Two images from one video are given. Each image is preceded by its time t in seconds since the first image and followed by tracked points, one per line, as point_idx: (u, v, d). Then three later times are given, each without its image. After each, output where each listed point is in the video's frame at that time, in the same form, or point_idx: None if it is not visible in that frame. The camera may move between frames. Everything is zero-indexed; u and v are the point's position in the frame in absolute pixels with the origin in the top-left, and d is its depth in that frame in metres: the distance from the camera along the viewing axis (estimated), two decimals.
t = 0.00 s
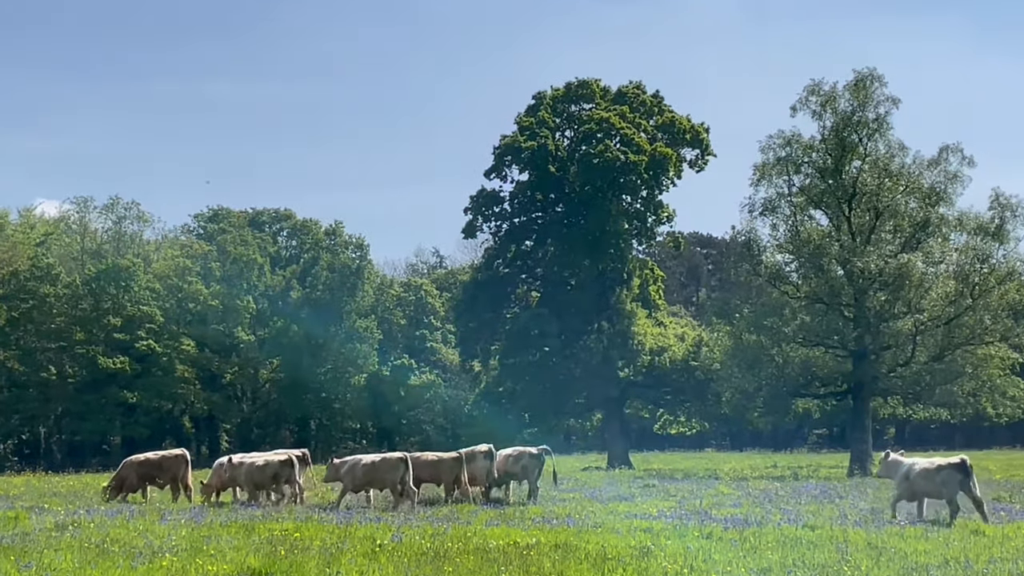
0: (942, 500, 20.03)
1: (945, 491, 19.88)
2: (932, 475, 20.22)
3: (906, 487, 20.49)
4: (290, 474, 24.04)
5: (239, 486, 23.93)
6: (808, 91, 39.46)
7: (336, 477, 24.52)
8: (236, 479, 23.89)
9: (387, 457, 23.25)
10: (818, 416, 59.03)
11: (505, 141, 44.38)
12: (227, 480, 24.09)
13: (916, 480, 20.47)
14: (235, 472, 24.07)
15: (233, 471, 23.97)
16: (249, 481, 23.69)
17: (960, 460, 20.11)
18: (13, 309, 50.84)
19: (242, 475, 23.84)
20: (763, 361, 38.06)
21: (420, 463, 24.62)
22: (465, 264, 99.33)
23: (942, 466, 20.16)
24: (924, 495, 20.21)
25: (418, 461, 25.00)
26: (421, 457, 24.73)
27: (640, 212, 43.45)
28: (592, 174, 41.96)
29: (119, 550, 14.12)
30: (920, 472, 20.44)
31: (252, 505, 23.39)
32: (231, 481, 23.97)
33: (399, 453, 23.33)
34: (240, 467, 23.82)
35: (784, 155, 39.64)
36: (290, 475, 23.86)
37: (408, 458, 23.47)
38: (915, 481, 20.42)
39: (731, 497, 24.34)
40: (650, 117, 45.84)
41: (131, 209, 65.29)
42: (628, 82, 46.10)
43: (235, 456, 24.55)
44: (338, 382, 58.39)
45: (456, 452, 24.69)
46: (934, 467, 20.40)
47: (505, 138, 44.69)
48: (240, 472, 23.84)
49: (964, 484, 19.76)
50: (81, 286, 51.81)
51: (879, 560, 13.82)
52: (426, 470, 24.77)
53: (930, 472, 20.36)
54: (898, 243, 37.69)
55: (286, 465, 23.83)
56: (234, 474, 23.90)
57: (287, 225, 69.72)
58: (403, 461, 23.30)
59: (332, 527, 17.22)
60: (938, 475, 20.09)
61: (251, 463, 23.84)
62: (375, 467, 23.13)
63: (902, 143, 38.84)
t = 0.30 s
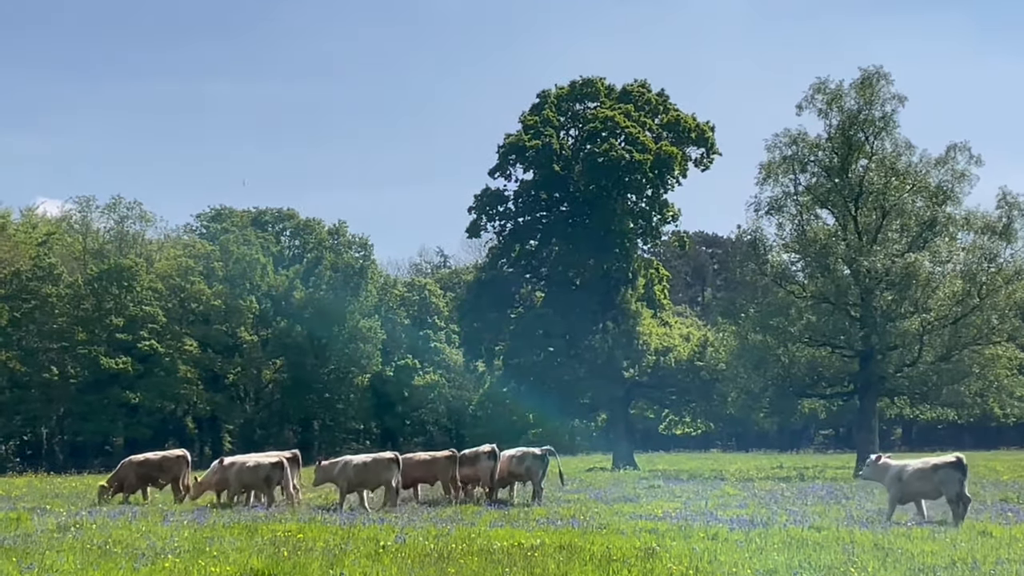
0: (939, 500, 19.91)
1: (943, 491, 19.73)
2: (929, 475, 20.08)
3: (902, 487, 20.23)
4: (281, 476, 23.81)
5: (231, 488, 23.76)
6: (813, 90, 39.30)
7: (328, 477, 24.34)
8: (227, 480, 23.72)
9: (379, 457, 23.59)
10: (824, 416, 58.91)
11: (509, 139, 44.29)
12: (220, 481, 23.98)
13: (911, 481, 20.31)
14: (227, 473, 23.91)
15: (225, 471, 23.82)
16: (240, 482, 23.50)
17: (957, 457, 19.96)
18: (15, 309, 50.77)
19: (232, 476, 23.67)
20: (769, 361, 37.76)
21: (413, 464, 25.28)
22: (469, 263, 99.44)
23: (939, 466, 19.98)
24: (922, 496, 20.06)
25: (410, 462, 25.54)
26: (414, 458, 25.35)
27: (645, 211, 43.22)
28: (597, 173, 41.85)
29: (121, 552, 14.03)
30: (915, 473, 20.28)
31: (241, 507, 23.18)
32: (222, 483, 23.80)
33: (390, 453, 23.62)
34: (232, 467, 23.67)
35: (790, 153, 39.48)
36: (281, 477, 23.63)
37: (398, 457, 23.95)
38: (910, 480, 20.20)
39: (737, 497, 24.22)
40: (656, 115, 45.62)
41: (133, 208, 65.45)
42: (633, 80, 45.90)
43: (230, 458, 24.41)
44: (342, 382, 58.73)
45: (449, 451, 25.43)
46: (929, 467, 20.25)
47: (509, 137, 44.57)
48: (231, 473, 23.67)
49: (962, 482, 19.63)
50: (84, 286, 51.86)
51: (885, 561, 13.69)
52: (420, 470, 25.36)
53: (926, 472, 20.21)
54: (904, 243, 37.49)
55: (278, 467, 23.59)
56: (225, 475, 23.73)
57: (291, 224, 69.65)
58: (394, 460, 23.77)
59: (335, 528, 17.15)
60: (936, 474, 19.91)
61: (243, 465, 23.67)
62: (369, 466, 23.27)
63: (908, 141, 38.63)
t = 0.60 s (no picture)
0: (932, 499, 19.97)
1: (939, 492, 19.77)
2: (923, 476, 20.09)
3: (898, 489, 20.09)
4: (275, 473, 23.98)
5: (221, 489, 23.73)
6: (818, 89, 39.22)
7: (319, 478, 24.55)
8: (218, 482, 23.70)
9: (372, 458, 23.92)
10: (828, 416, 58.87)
11: (513, 138, 44.29)
12: (212, 482, 23.98)
13: (904, 480, 20.31)
14: (217, 474, 23.94)
15: (215, 472, 23.82)
16: (230, 482, 23.50)
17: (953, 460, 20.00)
18: (19, 308, 50.88)
19: (222, 477, 23.67)
20: (774, 360, 37.60)
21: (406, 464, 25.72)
22: (473, 262, 99.47)
23: (935, 467, 20.01)
24: (916, 496, 20.09)
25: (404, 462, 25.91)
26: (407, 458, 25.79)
27: (649, 211, 43.27)
28: (601, 172, 41.79)
29: (124, 552, 14.00)
30: (909, 473, 20.29)
31: (235, 507, 23.24)
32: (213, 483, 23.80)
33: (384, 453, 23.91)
34: (221, 468, 23.67)
35: (794, 152, 39.35)
36: (276, 475, 23.88)
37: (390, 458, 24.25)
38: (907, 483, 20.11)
39: (741, 497, 24.13)
40: (660, 114, 45.54)
41: (137, 207, 65.62)
42: (638, 79, 45.85)
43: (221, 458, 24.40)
44: (346, 382, 58.54)
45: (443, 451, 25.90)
46: (923, 468, 20.26)
47: (514, 136, 44.54)
48: (222, 473, 23.69)
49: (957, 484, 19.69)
50: (88, 286, 51.95)
51: (890, 560, 13.61)
52: (413, 469, 25.77)
53: (920, 473, 20.24)
54: (909, 242, 37.31)
55: (273, 464, 23.84)
56: (215, 476, 23.74)
57: (294, 224, 69.94)
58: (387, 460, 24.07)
59: (339, 528, 17.10)
60: (935, 476, 19.88)
61: (232, 465, 23.69)
62: (362, 466, 23.65)
63: (913, 140, 38.57)
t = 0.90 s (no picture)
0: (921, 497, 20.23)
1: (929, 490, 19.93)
2: (912, 474, 20.25)
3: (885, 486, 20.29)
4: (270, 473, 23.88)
5: (214, 487, 23.79)
6: (821, 87, 39.12)
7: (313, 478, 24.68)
8: (210, 480, 23.75)
9: (364, 456, 24.06)
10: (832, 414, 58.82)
11: (516, 137, 44.27)
12: (202, 481, 23.99)
13: (895, 478, 20.48)
14: (208, 473, 23.93)
15: (206, 471, 23.80)
16: (221, 480, 23.57)
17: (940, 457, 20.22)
18: (22, 307, 50.87)
19: (214, 475, 23.74)
20: (778, 359, 37.43)
21: (401, 463, 25.92)
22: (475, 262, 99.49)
23: (924, 465, 20.12)
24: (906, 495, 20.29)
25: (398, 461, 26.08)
26: (401, 457, 25.95)
27: (652, 209, 43.42)
28: (604, 171, 41.80)
29: (129, 550, 14.01)
30: (899, 471, 20.42)
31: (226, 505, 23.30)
32: (206, 481, 23.88)
33: (374, 451, 24.13)
34: (212, 467, 23.74)
35: (797, 150, 39.32)
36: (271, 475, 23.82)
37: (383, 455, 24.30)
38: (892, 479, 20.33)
39: (745, 496, 24.07)
40: (663, 113, 45.49)
41: (140, 206, 65.73)
42: (641, 78, 45.85)
43: (216, 457, 24.45)
44: (349, 381, 58.79)
45: (435, 448, 25.85)
46: (913, 466, 20.37)
47: (516, 134, 44.54)
48: (213, 472, 23.70)
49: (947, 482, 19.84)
50: (91, 285, 52.06)
51: (894, 560, 13.53)
52: (408, 469, 25.93)
53: (910, 471, 20.39)
54: (913, 240, 37.25)
55: (267, 464, 23.73)
56: (208, 474, 23.80)
57: (297, 222, 70.21)
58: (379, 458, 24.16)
59: (343, 527, 17.11)
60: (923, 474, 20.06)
61: (225, 463, 23.75)
62: (353, 466, 23.88)
63: (916, 138, 38.54)
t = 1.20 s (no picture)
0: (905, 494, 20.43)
1: (915, 487, 20.16)
2: (899, 471, 20.39)
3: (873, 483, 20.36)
4: (259, 469, 24.24)
5: (208, 484, 23.72)
6: (823, 85, 39.08)
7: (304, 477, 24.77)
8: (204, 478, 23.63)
9: (354, 455, 24.11)
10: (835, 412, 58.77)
11: (519, 135, 44.31)
12: (196, 481, 23.82)
13: (882, 475, 20.52)
14: (201, 472, 23.82)
15: (200, 471, 23.68)
16: (218, 478, 23.54)
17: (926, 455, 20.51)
18: (24, 305, 50.58)
19: (209, 474, 23.63)
20: (781, 357, 37.48)
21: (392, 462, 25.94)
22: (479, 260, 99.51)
23: (911, 462, 20.36)
24: (891, 491, 20.41)
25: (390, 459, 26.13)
26: (393, 455, 25.96)
27: (655, 207, 43.41)
28: (607, 169, 41.82)
29: (132, 548, 14.08)
30: (886, 468, 20.47)
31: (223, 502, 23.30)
32: (199, 479, 23.75)
33: (365, 450, 24.25)
34: (207, 466, 23.64)
35: (800, 149, 39.30)
36: (260, 470, 24.15)
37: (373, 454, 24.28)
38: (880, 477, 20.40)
39: (747, 494, 24.12)
40: (666, 111, 45.50)
41: (143, 204, 65.81)
42: (644, 76, 45.84)
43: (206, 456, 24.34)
44: (352, 380, 58.98)
45: (424, 446, 25.93)
46: (900, 463, 20.55)
47: (519, 133, 44.57)
48: (208, 471, 23.60)
49: (931, 479, 20.20)
50: (94, 283, 52.17)
51: (896, 558, 13.56)
52: (399, 467, 25.99)
53: (896, 468, 20.55)
54: (915, 238, 37.32)
55: (257, 460, 24.05)
56: (202, 472, 23.70)
57: (300, 220, 69.92)
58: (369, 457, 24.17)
59: (346, 524, 17.16)
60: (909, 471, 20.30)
61: (219, 461, 23.72)
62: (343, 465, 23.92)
63: (919, 136, 38.48)
